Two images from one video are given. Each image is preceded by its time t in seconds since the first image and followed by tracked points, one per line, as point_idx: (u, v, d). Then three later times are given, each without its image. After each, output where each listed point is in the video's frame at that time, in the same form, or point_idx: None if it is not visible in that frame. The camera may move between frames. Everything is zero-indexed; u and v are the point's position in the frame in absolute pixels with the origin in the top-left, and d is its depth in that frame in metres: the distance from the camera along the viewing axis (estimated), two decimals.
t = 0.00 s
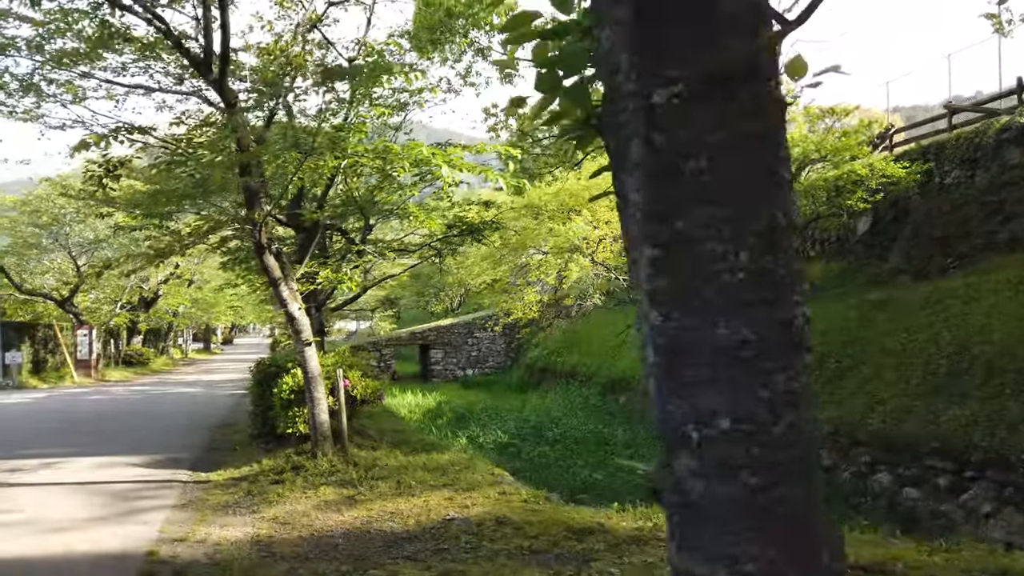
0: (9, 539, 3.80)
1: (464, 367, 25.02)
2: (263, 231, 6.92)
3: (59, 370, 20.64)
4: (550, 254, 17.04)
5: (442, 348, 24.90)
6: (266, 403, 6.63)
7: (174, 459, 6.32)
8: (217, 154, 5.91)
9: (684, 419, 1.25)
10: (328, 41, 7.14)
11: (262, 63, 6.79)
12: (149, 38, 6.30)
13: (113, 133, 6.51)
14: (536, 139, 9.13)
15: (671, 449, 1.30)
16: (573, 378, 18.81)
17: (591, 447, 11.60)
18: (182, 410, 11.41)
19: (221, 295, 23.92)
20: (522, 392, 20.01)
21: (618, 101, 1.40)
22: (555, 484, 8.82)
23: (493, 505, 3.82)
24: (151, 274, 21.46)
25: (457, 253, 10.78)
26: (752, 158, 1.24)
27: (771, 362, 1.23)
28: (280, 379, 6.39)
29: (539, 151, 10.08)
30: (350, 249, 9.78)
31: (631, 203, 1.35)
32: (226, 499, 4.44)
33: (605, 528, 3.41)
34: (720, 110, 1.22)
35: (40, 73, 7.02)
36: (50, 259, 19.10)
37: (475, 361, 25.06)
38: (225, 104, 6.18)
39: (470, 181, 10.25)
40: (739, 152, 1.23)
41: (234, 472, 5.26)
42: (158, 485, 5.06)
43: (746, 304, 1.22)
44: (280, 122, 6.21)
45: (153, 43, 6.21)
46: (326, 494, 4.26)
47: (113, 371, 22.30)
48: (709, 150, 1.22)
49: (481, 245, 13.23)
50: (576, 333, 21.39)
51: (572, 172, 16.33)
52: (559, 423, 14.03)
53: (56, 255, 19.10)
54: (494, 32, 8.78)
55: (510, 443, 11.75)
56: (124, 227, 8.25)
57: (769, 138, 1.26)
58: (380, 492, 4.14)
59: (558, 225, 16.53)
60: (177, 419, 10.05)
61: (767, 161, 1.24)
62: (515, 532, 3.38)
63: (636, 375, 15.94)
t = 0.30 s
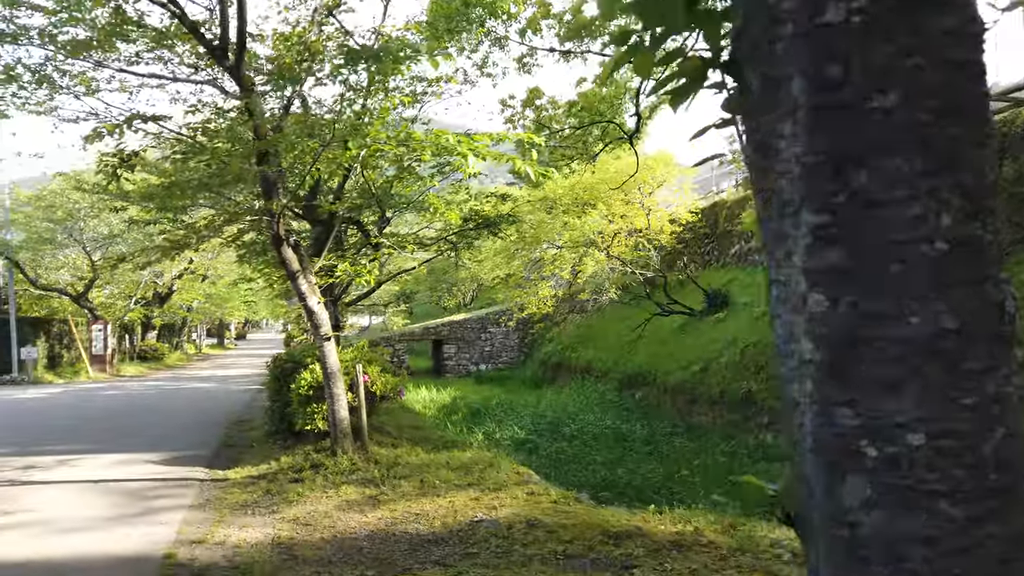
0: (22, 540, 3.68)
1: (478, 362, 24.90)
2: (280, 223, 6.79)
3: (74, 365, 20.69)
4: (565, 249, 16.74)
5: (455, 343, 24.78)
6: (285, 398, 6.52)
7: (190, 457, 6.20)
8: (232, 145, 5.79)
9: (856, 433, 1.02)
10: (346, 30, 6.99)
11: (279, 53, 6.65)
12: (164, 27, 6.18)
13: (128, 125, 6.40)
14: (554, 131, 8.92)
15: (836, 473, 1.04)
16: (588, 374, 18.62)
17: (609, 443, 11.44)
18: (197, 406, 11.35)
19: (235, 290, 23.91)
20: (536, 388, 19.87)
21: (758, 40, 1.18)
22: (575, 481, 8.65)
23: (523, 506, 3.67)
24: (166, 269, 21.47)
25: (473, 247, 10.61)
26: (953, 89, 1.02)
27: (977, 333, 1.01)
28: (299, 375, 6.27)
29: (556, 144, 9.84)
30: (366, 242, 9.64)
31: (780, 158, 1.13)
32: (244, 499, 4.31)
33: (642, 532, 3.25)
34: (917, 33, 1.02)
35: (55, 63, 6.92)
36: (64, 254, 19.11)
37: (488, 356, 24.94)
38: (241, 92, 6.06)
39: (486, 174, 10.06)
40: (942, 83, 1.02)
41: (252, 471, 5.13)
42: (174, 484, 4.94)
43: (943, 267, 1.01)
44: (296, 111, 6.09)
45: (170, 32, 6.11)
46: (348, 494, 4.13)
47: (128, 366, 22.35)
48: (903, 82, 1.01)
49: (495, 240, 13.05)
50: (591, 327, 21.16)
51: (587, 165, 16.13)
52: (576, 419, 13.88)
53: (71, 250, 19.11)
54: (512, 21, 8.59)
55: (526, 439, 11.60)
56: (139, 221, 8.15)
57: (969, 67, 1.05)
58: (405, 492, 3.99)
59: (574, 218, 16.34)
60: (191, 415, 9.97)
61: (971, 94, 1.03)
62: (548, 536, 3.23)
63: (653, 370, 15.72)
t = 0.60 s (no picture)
0: (35, 541, 3.54)
1: (489, 358, 24.73)
2: (297, 213, 6.64)
3: (86, 360, 20.68)
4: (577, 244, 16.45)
5: (467, 339, 24.61)
6: (301, 393, 6.36)
7: (204, 453, 6.05)
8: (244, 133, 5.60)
9: None
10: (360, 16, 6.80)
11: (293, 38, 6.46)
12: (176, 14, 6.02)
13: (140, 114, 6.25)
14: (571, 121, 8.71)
15: None
16: (602, 369, 18.41)
17: (627, 440, 11.26)
18: (210, 401, 11.23)
19: (247, 286, 23.84)
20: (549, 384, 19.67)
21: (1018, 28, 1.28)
22: (595, 478, 8.46)
23: (553, 506, 3.53)
24: (178, 264, 21.40)
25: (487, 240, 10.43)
26: None
27: None
28: (316, 369, 6.13)
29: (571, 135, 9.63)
30: (378, 235, 9.46)
31: None
32: (262, 498, 4.15)
33: (686, 535, 3.15)
34: None
35: (66, 52, 6.78)
36: (77, 249, 19.09)
37: (500, 352, 24.77)
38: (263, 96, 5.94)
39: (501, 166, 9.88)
40: None
41: (269, 468, 4.98)
42: (190, 482, 4.79)
43: None
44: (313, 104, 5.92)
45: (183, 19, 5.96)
46: (371, 493, 3.96)
47: (140, 362, 22.31)
48: None
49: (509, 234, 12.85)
50: (604, 322, 20.93)
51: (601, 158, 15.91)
52: (592, 415, 13.70)
53: (83, 245, 19.05)
54: (528, 9, 8.37)
55: (542, 435, 11.44)
56: (151, 213, 8.01)
57: None
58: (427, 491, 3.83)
59: (589, 212, 16.11)
60: (203, 411, 9.84)
61: None
62: (585, 540, 3.06)
63: (669, 365, 15.48)
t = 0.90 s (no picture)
0: (46, 547, 3.41)
1: (501, 354, 24.59)
2: (316, 207, 6.48)
3: (99, 357, 20.67)
4: (591, 239, 16.27)
5: (478, 335, 24.47)
6: (318, 392, 6.23)
7: (218, 453, 5.92)
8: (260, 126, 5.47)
9: None
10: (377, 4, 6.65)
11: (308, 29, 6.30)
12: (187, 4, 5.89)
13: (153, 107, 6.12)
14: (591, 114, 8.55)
15: None
16: (615, 366, 18.23)
17: (644, 437, 11.10)
18: (223, 398, 11.13)
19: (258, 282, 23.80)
20: (561, 380, 19.53)
21: None
22: (615, 477, 8.31)
23: (586, 513, 3.39)
24: (189, 260, 21.36)
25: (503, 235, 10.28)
26: None
27: None
28: (334, 368, 6.00)
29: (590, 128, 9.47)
30: (392, 230, 9.32)
31: None
32: (279, 502, 4.00)
33: (731, 547, 3.03)
34: None
35: (77, 45, 6.66)
36: (88, 246, 19.06)
37: (511, 348, 24.63)
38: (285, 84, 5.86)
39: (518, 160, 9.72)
40: None
41: (286, 470, 4.84)
42: (205, 484, 4.66)
43: None
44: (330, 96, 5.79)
45: (193, 9, 5.82)
46: (393, 498, 3.80)
47: (152, 358, 22.30)
48: None
49: (524, 229, 12.70)
50: (617, 318, 20.74)
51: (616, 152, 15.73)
52: (607, 412, 13.54)
53: (95, 242, 19.02)
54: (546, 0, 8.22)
55: (557, 432, 11.29)
56: (165, 209, 7.90)
57: None
58: (452, 496, 3.68)
59: (603, 207, 15.92)
60: (217, 408, 9.75)
61: None
62: (622, 550, 2.92)
63: (685, 361, 15.28)
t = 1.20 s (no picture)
0: (58, 550, 3.27)
1: (512, 349, 24.42)
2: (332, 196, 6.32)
3: (111, 353, 20.64)
4: (605, 233, 16.06)
5: (490, 330, 24.28)
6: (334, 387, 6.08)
7: (232, 451, 5.77)
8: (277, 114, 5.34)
9: None
10: None
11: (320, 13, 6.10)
12: None
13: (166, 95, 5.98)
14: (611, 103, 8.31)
15: None
16: (630, 361, 18.02)
17: (663, 434, 10.91)
18: (235, 394, 11.01)
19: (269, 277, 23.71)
20: (575, 376, 19.34)
21: None
22: (636, 475, 8.13)
23: (623, 516, 3.26)
24: (201, 255, 21.31)
25: (517, 228, 10.09)
26: None
27: None
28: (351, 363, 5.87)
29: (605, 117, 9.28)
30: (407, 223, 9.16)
31: None
32: (298, 502, 3.84)
33: (785, 554, 2.91)
34: None
35: (87, 33, 6.52)
36: (100, 241, 19.01)
37: (523, 343, 24.46)
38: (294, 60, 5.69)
39: (533, 151, 9.53)
40: None
41: (304, 469, 4.70)
42: (219, 483, 4.51)
43: None
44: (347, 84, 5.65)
45: None
46: (415, 498, 3.63)
47: (163, 354, 22.26)
48: None
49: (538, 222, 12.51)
50: (630, 314, 20.53)
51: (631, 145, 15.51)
52: (623, 408, 13.34)
53: (107, 237, 18.97)
54: None
55: (574, 429, 11.11)
56: (177, 201, 7.77)
57: None
58: (480, 496, 3.53)
59: (617, 200, 15.70)
60: (229, 404, 9.61)
61: None
62: (667, 557, 2.81)
63: (701, 357, 15.06)
